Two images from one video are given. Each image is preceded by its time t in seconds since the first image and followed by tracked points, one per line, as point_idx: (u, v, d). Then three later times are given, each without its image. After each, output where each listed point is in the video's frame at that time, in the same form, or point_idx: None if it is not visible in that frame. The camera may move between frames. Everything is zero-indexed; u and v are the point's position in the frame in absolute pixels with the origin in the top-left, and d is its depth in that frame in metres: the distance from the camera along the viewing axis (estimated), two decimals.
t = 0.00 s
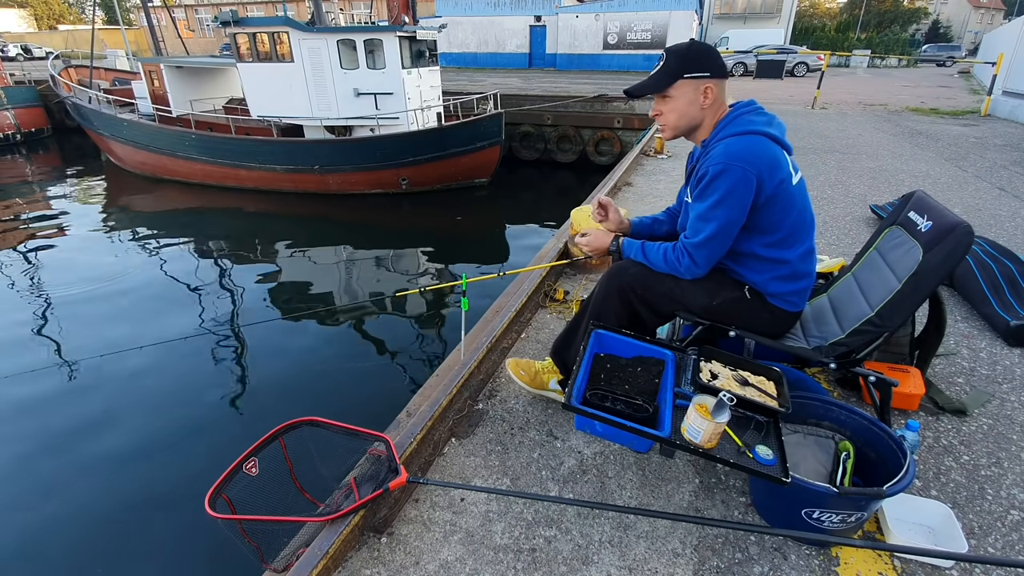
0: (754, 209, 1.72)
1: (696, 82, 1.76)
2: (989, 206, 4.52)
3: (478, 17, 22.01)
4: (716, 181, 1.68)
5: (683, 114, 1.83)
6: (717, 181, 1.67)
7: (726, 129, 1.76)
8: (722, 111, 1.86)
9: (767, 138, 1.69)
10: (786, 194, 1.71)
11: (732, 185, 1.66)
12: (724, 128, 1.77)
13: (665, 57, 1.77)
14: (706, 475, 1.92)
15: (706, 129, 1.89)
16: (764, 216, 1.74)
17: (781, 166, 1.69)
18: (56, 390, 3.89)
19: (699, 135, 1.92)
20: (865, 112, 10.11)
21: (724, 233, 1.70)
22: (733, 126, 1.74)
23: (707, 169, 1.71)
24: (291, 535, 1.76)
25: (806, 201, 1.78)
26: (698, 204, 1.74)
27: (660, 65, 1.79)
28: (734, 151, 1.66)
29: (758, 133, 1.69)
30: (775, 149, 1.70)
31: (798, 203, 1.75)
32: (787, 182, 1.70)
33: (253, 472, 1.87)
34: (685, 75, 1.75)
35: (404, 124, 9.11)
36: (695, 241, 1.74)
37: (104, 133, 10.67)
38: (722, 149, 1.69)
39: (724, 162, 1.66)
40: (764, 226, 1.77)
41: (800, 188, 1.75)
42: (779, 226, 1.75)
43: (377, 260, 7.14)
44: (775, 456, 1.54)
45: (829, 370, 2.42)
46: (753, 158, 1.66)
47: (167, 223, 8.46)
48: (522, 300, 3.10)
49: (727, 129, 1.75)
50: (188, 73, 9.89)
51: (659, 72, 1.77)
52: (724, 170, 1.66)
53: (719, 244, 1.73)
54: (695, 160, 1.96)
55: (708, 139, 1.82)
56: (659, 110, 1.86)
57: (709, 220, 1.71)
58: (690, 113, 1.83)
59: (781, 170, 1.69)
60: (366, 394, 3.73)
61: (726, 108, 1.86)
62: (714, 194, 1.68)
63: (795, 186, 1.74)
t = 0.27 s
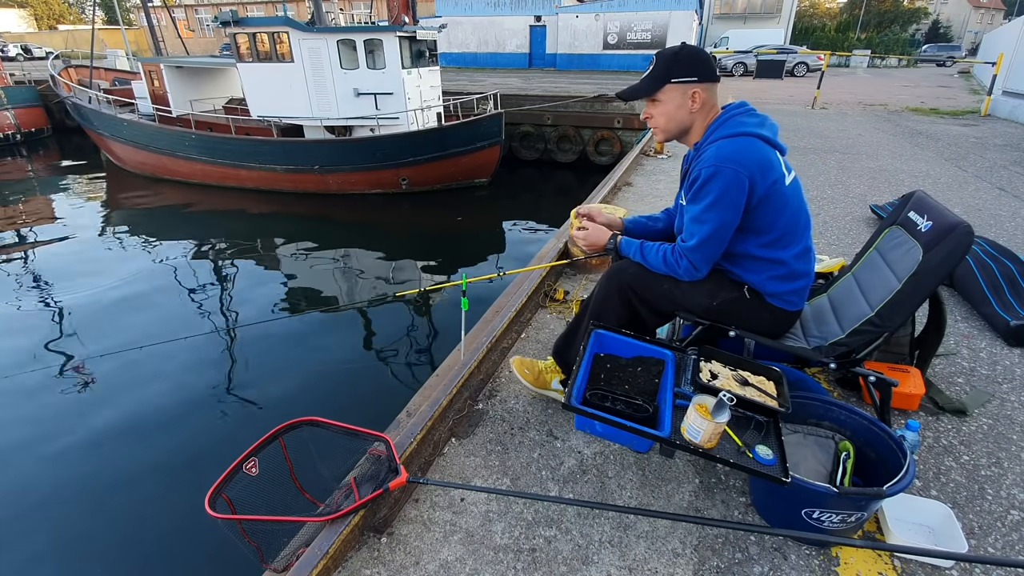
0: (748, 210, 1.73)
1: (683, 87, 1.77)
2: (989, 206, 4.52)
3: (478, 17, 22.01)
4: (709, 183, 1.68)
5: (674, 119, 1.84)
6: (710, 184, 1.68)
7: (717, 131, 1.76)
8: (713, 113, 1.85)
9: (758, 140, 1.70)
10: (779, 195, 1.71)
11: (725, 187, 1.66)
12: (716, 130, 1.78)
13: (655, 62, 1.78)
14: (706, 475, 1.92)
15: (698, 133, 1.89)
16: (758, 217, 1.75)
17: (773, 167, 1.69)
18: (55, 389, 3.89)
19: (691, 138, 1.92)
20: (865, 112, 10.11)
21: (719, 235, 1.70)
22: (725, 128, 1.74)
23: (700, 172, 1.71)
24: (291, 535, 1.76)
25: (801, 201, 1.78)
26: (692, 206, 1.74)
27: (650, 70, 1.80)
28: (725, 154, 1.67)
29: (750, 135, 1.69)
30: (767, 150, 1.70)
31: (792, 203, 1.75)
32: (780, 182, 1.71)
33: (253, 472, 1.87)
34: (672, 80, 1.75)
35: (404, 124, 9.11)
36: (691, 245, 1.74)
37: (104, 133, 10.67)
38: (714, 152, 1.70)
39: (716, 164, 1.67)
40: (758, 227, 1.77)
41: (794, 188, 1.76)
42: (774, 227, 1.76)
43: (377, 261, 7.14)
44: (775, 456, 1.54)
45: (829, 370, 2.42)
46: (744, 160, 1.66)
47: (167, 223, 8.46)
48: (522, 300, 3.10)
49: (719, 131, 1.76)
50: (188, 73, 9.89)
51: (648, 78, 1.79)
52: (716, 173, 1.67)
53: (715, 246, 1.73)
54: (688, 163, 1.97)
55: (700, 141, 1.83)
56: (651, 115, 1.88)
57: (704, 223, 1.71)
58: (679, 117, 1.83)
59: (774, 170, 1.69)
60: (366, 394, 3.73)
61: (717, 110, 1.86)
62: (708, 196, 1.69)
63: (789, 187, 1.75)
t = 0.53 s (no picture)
0: (750, 210, 1.73)
1: (685, 88, 1.77)
2: (989, 206, 4.52)
3: (478, 17, 22.01)
4: (711, 183, 1.68)
5: (675, 119, 1.84)
6: (712, 184, 1.68)
7: (719, 132, 1.77)
8: (716, 113, 1.85)
9: (760, 140, 1.70)
10: (781, 195, 1.71)
11: (727, 187, 1.66)
12: (718, 131, 1.78)
13: (657, 63, 1.78)
14: (706, 475, 1.92)
15: (700, 133, 1.88)
16: (760, 217, 1.75)
17: (775, 167, 1.69)
18: (55, 389, 3.89)
19: (692, 139, 1.92)
20: (865, 112, 10.11)
21: (721, 235, 1.71)
22: (727, 129, 1.74)
23: (702, 172, 1.71)
24: (291, 535, 1.76)
25: (803, 201, 1.78)
26: (694, 207, 1.74)
27: (652, 70, 1.80)
28: (727, 154, 1.67)
29: (751, 135, 1.69)
30: (768, 151, 1.70)
31: (794, 203, 1.75)
32: (782, 183, 1.71)
33: (253, 472, 1.87)
34: (674, 80, 1.75)
35: (404, 124, 9.11)
36: (693, 245, 1.74)
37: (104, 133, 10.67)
38: (716, 152, 1.70)
39: (718, 164, 1.67)
40: (760, 227, 1.77)
41: (796, 189, 1.76)
42: (776, 227, 1.76)
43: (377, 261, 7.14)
44: (775, 456, 1.54)
45: (829, 370, 2.42)
46: (746, 160, 1.66)
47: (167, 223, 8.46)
48: (522, 300, 3.10)
49: (721, 131, 1.76)
50: (188, 73, 9.89)
51: (650, 79, 1.79)
52: (717, 173, 1.67)
53: (717, 246, 1.73)
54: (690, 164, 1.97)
55: (702, 141, 1.83)
56: (652, 115, 1.88)
57: (705, 223, 1.71)
58: (680, 117, 1.83)
59: (775, 171, 1.69)
60: (366, 394, 3.73)
61: (719, 110, 1.86)
62: (710, 197, 1.69)
63: (791, 187, 1.75)
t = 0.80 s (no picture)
0: (750, 210, 1.73)
1: (687, 88, 1.77)
2: (989, 206, 4.52)
3: (478, 17, 22.00)
4: (712, 183, 1.68)
5: (678, 119, 1.84)
6: (713, 184, 1.68)
7: (721, 132, 1.77)
8: (718, 114, 1.85)
9: (762, 140, 1.70)
10: (782, 196, 1.71)
11: (728, 187, 1.66)
12: (719, 131, 1.78)
13: (661, 62, 1.78)
14: (706, 475, 1.92)
15: (701, 134, 1.89)
16: (761, 217, 1.75)
17: (776, 168, 1.69)
18: (56, 389, 3.89)
19: (693, 140, 1.92)
20: (865, 112, 10.10)
21: (722, 235, 1.70)
22: (728, 129, 1.75)
23: (703, 172, 1.71)
24: (291, 535, 1.76)
25: (804, 202, 1.78)
26: (695, 207, 1.74)
27: (655, 70, 1.80)
28: (728, 153, 1.67)
29: (753, 136, 1.69)
30: (770, 151, 1.70)
31: (795, 203, 1.75)
32: (783, 183, 1.71)
33: (253, 472, 1.87)
34: (677, 80, 1.75)
35: (404, 124, 9.11)
36: (694, 245, 1.74)
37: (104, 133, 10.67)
38: (717, 152, 1.70)
39: (719, 164, 1.67)
40: (762, 227, 1.77)
41: (797, 190, 1.75)
42: (777, 227, 1.76)
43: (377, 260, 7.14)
44: (776, 456, 1.54)
45: (829, 370, 2.42)
46: (748, 160, 1.66)
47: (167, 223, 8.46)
48: (522, 300, 3.10)
49: (722, 132, 1.76)
50: (188, 73, 9.89)
51: (654, 79, 1.79)
52: (719, 173, 1.67)
53: (718, 246, 1.73)
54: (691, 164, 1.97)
55: (704, 142, 1.83)
56: (654, 114, 1.88)
57: (706, 223, 1.71)
58: (683, 117, 1.83)
59: (776, 171, 1.70)
60: (366, 394, 3.72)
61: (720, 111, 1.86)
62: (711, 197, 1.69)
63: (792, 187, 1.75)
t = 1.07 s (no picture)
0: (751, 210, 1.73)
1: (688, 88, 1.77)
2: (989, 206, 4.52)
3: (478, 17, 22.01)
4: (712, 183, 1.68)
5: (678, 119, 1.84)
6: (713, 183, 1.68)
7: (721, 132, 1.77)
8: (718, 114, 1.85)
9: (762, 140, 1.70)
10: (782, 195, 1.71)
11: (728, 186, 1.66)
12: (719, 131, 1.78)
13: (661, 61, 1.78)
14: (706, 475, 1.92)
15: (701, 134, 1.89)
16: (761, 216, 1.75)
17: (776, 167, 1.70)
18: (56, 389, 3.89)
19: (693, 140, 1.92)
20: (865, 112, 10.11)
21: (723, 235, 1.70)
22: (729, 129, 1.74)
23: (703, 172, 1.71)
24: (291, 535, 1.76)
25: (805, 202, 1.78)
26: (696, 206, 1.74)
27: (656, 69, 1.80)
28: (728, 153, 1.67)
29: (753, 136, 1.69)
30: (770, 151, 1.70)
31: (795, 203, 1.75)
32: (783, 183, 1.71)
33: (253, 472, 1.87)
34: (677, 80, 1.75)
35: (404, 124, 9.11)
36: (694, 244, 1.74)
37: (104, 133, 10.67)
38: (717, 152, 1.70)
39: (719, 164, 1.67)
40: (762, 227, 1.77)
41: (797, 189, 1.75)
42: (777, 228, 1.76)
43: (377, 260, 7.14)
44: (775, 456, 1.54)
45: (829, 370, 2.42)
46: (747, 160, 1.66)
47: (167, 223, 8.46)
48: (522, 300, 3.10)
49: (722, 132, 1.76)
50: (188, 73, 9.89)
51: (654, 79, 1.79)
52: (719, 173, 1.67)
53: (718, 245, 1.73)
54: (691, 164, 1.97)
55: (704, 142, 1.83)
56: (654, 114, 1.88)
57: (707, 222, 1.71)
58: (683, 117, 1.83)
59: (777, 171, 1.70)
60: (366, 394, 3.73)
61: (720, 111, 1.86)
62: (711, 197, 1.69)
63: (792, 187, 1.75)
